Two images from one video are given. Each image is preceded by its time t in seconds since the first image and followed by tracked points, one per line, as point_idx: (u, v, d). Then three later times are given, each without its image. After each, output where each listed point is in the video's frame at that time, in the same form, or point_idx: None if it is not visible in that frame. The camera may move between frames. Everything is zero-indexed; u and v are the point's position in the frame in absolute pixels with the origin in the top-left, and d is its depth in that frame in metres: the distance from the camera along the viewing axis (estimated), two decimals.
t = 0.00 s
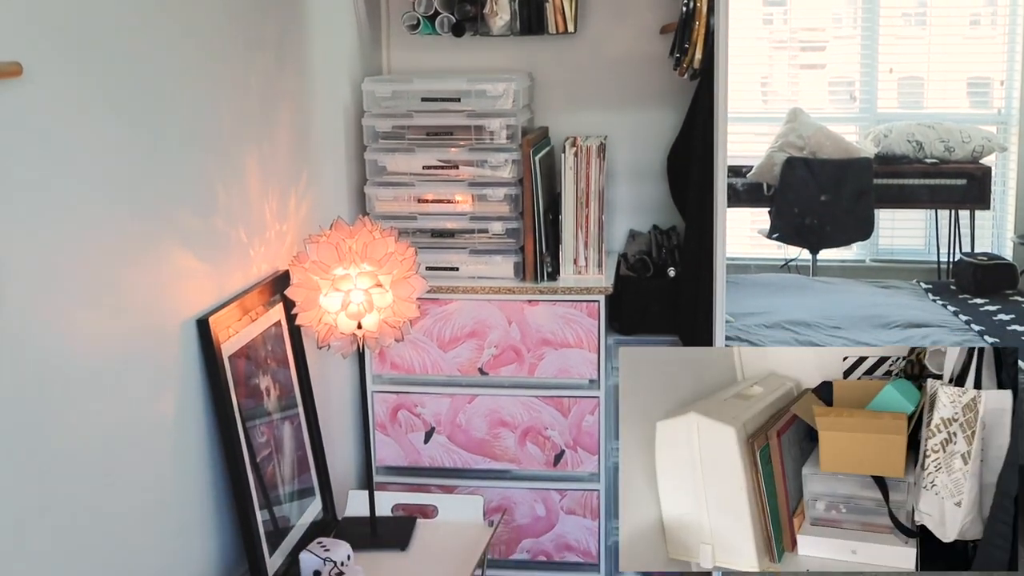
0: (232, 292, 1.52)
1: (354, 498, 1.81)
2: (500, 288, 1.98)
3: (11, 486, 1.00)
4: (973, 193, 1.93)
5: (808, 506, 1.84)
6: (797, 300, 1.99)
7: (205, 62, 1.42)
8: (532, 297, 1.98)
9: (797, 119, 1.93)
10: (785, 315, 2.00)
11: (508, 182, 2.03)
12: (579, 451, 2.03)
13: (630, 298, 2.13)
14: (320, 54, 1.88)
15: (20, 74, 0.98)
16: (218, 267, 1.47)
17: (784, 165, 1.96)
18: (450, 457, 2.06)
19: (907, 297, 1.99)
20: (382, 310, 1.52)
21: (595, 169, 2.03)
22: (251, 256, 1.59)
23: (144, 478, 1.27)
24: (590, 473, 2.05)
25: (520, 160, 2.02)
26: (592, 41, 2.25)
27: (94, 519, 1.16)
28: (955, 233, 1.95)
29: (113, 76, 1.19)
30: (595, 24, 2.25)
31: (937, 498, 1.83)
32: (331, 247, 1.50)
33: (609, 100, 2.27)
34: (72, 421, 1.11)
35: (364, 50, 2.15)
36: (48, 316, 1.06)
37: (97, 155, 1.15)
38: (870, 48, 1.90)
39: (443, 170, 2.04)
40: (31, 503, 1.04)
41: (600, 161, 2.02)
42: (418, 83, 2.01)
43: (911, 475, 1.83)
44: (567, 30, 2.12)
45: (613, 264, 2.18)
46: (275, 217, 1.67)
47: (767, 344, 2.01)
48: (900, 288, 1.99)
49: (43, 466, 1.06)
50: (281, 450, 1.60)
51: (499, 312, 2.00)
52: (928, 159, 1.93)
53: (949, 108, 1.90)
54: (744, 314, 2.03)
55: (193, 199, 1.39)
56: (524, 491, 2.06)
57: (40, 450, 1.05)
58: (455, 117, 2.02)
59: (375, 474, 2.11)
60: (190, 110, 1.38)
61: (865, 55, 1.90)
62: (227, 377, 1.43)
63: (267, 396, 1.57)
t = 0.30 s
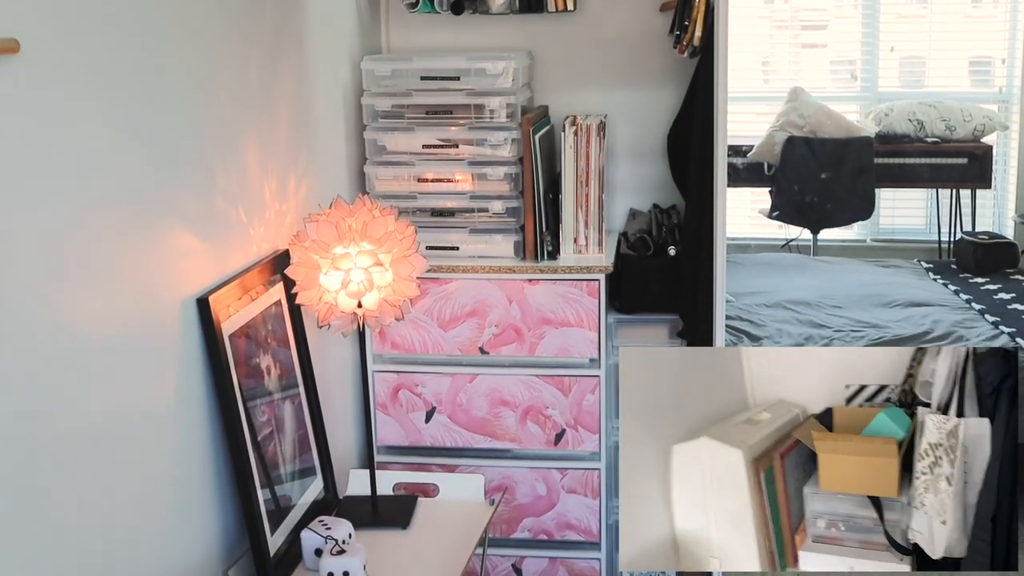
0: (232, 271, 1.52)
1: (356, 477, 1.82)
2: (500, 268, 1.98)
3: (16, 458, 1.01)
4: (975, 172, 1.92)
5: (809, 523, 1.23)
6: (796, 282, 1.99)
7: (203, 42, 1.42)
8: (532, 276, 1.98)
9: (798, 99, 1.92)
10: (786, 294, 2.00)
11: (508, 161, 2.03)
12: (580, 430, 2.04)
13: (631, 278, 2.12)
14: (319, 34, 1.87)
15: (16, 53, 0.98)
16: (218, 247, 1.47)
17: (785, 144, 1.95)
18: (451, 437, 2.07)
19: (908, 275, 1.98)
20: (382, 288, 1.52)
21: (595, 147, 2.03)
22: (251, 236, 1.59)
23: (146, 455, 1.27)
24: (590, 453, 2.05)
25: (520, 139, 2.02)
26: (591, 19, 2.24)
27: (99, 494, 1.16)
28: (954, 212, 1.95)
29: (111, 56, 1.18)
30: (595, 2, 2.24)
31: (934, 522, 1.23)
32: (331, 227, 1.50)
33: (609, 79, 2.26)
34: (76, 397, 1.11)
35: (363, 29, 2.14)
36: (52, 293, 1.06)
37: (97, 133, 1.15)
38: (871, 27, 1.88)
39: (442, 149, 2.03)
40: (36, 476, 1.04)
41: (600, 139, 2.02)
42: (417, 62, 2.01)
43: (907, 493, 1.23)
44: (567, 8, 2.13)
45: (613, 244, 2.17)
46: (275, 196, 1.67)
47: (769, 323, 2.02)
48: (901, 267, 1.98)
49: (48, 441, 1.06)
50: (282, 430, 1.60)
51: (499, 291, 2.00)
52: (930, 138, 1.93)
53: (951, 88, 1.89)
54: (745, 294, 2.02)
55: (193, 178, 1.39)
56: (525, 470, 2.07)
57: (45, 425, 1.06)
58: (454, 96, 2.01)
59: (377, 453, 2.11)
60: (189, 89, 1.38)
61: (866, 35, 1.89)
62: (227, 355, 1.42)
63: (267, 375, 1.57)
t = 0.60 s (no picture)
0: (232, 254, 1.52)
1: (358, 458, 1.82)
2: (501, 250, 1.98)
3: (17, 438, 1.01)
4: (976, 153, 1.92)
5: (821, 530, 1.80)
6: (798, 262, 1.99)
7: (203, 25, 1.41)
8: (532, 258, 1.98)
9: (800, 81, 1.91)
10: (787, 276, 2.00)
11: (508, 143, 2.03)
12: (581, 412, 2.04)
13: (631, 260, 2.10)
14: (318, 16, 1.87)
15: (15, 33, 0.98)
16: (218, 229, 1.47)
17: (786, 127, 1.93)
18: (452, 419, 2.07)
19: (910, 257, 1.98)
20: (383, 270, 1.52)
21: (595, 129, 2.02)
22: (252, 218, 1.59)
23: (150, 437, 1.28)
24: (591, 434, 2.06)
25: (520, 121, 2.01)
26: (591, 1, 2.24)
27: (102, 475, 1.17)
28: (956, 194, 1.95)
29: (112, 39, 1.18)
30: None
31: (931, 532, 1.80)
32: (331, 209, 1.50)
33: (608, 61, 2.26)
34: (77, 376, 1.12)
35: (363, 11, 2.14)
36: (51, 272, 1.06)
37: (97, 114, 1.15)
38: (873, 8, 1.88)
39: (442, 131, 2.03)
40: (37, 458, 1.04)
41: (600, 121, 2.02)
42: (417, 43, 2.00)
43: (911, 507, 1.80)
44: None
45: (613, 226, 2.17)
46: (275, 178, 1.67)
47: (771, 305, 2.01)
48: (902, 249, 1.98)
49: (50, 420, 1.07)
50: (283, 412, 1.60)
51: (499, 273, 2.00)
52: (931, 119, 1.92)
53: (952, 69, 1.89)
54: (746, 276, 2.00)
55: (193, 160, 1.39)
56: (526, 451, 2.07)
57: (46, 403, 1.06)
58: (454, 78, 2.01)
59: (378, 436, 2.11)
60: (190, 72, 1.38)
61: (867, 16, 1.88)
62: (226, 335, 1.42)
63: (268, 357, 1.56)
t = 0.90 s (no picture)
0: (232, 238, 1.52)
1: (358, 444, 1.82)
2: (500, 236, 1.98)
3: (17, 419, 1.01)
4: (978, 140, 1.92)
5: (818, 522, 1.91)
6: (798, 248, 1.98)
7: (203, 10, 1.41)
8: (532, 244, 1.98)
9: (802, 66, 1.90)
10: (788, 262, 2.00)
11: (508, 129, 2.02)
12: (581, 398, 2.04)
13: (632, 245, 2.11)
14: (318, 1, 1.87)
15: (14, 16, 0.98)
16: (218, 214, 1.47)
17: (788, 114, 1.92)
18: (452, 405, 2.08)
19: (912, 245, 1.98)
20: (382, 255, 1.52)
21: (595, 115, 2.02)
22: (251, 203, 1.59)
23: (149, 420, 1.28)
24: (591, 420, 2.06)
25: (520, 107, 2.01)
26: None
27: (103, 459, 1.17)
28: (958, 181, 1.95)
29: (111, 22, 1.18)
30: None
31: (908, 528, 1.90)
32: (331, 194, 1.50)
33: (609, 46, 2.25)
34: (76, 358, 1.12)
35: None
36: (50, 254, 1.06)
37: (96, 98, 1.15)
38: None
39: (443, 117, 2.03)
40: (37, 441, 1.04)
41: (600, 107, 2.01)
42: (417, 29, 1.99)
43: (894, 505, 1.90)
44: None
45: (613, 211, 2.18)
46: (274, 163, 1.67)
47: (771, 291, 2.01)
48: (903, 236, 1.98)
49: (49, 400, 1.07)
50: (283, 397, 1.60)
51: (500, 258, 2.00)
52: (932, 106, 1.91)
53: (954, 55, 1.88)
54: (746, 262, 2.00)
55: (193, 144, 1.39)
56: (526, 437, 2.08)
57: (46, 384, 1.06)
58: (455, 64, 2.00)
59: (379, 421, 2.12)
60: (190, 56, 1.38)
61: (869, 3, 1.88)
62: (226, 321, 1.42)
63: (268, 343, 1.57)
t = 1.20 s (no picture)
0: (233, 221, 1.52)
1: (359, 428, 1.82)
2: (500, 220, 1.98)
3: (16, 396, 1.01)
4: (981, 124, 1.91)
5: (822, 522, 2.09)
6: (798, 233, 1.97)
7: None
8: (533, 228, 1.98)
9: (803, 51, 1.90)
10: (789, 246, 1.98)
11: (508, 112, 2.02)
12: (581, 381, 2.05)
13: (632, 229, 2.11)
14: None
15: None
16: (218, 197, 1.47)
17: (790, 98, 1.92)
18: (453, 388, 2.08)
19: (913, 230, 1.96)
20: (383, 239, 1.52)
21: (595, 99, 2.02)
22: (251, 187, 1.59)
23: (148, 403, 1.27)
24: (592, 404, 2.07)
25: (521, 90, 2.00)
26: None
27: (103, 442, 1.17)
28: (960, 166, 1.94)
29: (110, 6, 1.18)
30: None
31: (904, 526, 2.07)
32: (331, 177, 1.50)
33: (610, 30, 2.25)
34: (76, 339, 1.12)
35: None
36: (46, 233, 1.06)
37: (95, 82, 1.15)
38: None
39: (442, 101, 2.02)
40: (37, 424, 1.04)
41: (600, 91, 2.01)
42: (417, 12, 1.99)
43: (892, 506, 2.07)
44: None
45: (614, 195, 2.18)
46: (273, 147, 1.67)
47: (773, 275, 1.99)
48: (906, 221, 1.96)
49: (50, 383, 1.07)
50: (283, 381, 1.60)
51: (500, 242, 2.00)
52: (935, 91, 1.90)
53: (957, 39, 1.88)
54: (747, 247, 1.99)
55: (192, 128, 1.39)
56: (527, 421, 2.08)
57: (46, 367, 1.06)
58: (455, 47, 1.99)
59: (380, 405, 2.12)
60: (189, 38, 1.37)
61: None
62: (227, 307, 1.42)
63: (268, 326, 1.56)
